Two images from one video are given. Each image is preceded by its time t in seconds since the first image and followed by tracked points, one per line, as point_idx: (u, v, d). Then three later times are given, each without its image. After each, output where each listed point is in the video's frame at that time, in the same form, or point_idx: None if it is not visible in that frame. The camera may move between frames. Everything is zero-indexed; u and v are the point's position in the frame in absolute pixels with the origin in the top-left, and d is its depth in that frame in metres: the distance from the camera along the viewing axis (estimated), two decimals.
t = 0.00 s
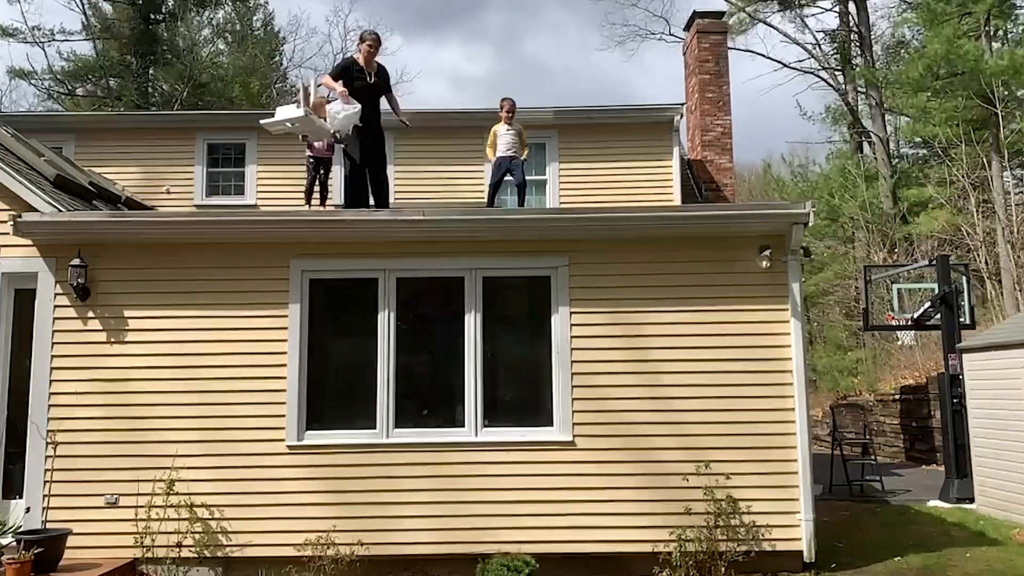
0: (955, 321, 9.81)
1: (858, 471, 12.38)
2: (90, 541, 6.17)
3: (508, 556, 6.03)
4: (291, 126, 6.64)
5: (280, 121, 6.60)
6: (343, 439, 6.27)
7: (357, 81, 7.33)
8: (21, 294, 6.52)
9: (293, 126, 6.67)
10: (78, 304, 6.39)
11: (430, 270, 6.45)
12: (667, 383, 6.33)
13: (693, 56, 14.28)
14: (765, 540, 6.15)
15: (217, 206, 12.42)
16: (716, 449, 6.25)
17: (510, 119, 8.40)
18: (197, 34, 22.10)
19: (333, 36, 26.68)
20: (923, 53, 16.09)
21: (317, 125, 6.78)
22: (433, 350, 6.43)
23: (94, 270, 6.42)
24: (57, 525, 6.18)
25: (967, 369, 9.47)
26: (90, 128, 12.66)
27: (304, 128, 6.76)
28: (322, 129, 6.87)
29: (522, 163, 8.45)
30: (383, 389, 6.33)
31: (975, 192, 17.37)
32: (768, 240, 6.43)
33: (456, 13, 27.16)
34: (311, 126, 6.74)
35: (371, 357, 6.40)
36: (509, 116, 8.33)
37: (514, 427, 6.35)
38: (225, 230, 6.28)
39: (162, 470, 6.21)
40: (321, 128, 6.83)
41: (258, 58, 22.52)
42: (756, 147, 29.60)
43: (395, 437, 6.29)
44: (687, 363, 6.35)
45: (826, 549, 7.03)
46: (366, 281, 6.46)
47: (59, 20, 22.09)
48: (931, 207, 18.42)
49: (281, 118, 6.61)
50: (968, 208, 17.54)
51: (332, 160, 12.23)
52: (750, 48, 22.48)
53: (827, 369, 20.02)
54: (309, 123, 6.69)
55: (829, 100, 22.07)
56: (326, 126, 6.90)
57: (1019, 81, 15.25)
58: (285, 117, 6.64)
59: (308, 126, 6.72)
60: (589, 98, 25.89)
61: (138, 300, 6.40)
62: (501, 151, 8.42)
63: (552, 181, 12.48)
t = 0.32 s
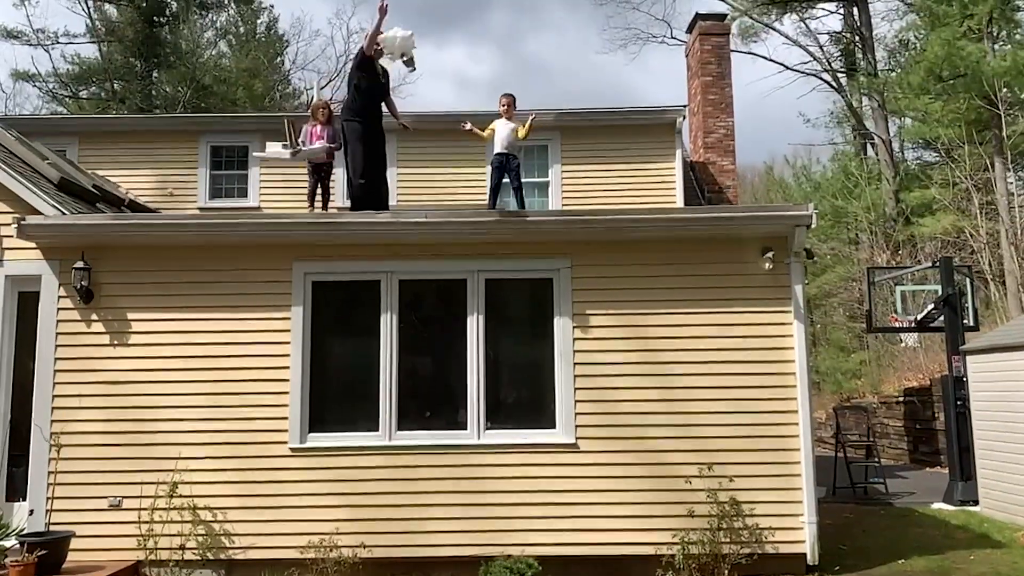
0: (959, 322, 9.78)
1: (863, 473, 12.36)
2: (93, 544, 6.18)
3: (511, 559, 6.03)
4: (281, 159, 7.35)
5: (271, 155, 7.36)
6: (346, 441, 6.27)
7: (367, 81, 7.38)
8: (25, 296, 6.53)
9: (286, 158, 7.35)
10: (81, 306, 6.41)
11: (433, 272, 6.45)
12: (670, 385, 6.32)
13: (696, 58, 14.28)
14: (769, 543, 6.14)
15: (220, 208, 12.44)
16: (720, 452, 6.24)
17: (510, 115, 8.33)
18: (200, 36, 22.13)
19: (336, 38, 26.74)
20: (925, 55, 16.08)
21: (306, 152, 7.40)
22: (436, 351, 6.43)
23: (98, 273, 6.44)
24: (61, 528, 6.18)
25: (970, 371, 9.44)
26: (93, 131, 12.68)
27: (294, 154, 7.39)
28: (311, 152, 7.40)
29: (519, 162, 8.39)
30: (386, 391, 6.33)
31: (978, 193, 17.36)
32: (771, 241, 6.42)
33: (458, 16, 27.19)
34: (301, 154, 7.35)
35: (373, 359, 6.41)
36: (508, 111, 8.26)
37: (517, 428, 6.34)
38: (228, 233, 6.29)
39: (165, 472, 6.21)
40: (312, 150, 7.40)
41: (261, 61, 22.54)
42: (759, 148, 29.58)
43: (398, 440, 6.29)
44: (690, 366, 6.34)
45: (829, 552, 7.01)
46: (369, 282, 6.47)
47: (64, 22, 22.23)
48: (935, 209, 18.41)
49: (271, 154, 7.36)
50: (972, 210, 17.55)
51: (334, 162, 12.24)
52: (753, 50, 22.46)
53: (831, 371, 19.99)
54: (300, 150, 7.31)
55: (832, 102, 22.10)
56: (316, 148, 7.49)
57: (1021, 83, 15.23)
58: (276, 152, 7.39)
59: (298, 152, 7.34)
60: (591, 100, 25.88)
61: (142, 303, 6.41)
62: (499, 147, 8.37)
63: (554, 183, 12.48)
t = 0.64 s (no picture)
0: (960, 325, 9.76)
1: (864, 475, 12.36)
2: (94, 546, 6.18)
3: (512, 562, 6.02)
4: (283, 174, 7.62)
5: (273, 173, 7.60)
6: (346, 444, 6.26)
7: (366, 82, 7.37)
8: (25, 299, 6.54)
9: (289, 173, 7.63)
10: (81, 309, 6.40)
11: (433, 274, 6.45)
12: (670, 388, 6.32)
13: (696, 61, 14.30)
14: (770, 545, 6.14)
15: (221, 211, 12.45)
16: (720, 455, 6.23)
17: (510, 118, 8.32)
18: (200, 38, 22.13)
19: (336, 40, 26.79)
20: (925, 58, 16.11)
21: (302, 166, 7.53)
22: (437, 354, 6.43)
23: (98, 275, 6.44)
24: (61, 531, 6.18)
25: (971, 374, 9.44)
26: (94, 133, 12.69)
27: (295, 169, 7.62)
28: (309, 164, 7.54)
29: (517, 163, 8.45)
30: (386, 394, 6.33)
31: (979, 196, 17.33)
32: (771, 244, 6.42)
33: (459, 19, 27.21)
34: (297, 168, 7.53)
35: (374, 361, 6.41)
36: (508, 113, 8.25)
37: (517, 431, 6.33)
38: (228, 235, 6.29)
39: (166, 475, 6.21)
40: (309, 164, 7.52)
41: (262, 63, 22.56)
42: (760, 151, 29.58)
43: (398, 442, 6.28)
44: (690, 368, 6.34)
45: (831, 554, 7.00)
46: (369, 285, 6.47)
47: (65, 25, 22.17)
48: (936, 212, 18.41)
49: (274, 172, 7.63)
50: (973, 213, 17.53)
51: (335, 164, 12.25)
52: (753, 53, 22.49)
53: (832, 373, 19.95)
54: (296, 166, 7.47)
55: (834, 104, 22.15)
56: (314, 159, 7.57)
57: (1022, 85, 15.22)
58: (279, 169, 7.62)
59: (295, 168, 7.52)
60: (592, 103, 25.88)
61: (142, 306, 6.42)
62: (499, 150, 8.40)
63: (555, 185, 12.47)
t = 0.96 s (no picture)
0: (962, 326, 9.73)
1: (865, 478, 12.35)
2: (96, 549, 6.18)
3: (514, 564, 6.02)
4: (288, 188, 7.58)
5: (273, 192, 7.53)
6: (347, 446, 6.27)
7: (366, 84, 7.37)
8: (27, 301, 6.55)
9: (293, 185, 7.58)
10: (83, 311, 6.41)
11: (434, 277, 6.46)
12: (673, 390, 6.32)
13: (697, 63, 14.30)
14: (772, 548, 6.13)
15: (222, 213, 12.46)
16: (722, 457, 6.22)
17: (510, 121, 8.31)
18: (201, 41, 22.10)
19: (338, 43, 26.84)
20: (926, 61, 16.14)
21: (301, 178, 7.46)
22: (438, 356, 6.43)
23: (99, 278, 6.44)
24: (63, 532, 6.18)
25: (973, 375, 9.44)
26: (97, 136, 12.71)
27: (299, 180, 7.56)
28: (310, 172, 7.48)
29: (518, 165, 8.45)
30: (387, 396, 6.34)
31: (980, 198, 17.31)
32: (772, 246, 6.42)
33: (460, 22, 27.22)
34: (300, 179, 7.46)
35: (375, 363, 6.40)
36: (508, 115, 8.24)
37: (518, 433, 6.33)
38: (229, 237, 6.29)
39: (168, 477, 6.21)
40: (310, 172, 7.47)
41: (263, 65, 22.57)
42: (761, 153, 29.58)
43: (399, 445, 6.29)
44: (692, 370, 6.34)
45: (833, 557, 6.99)
46: (370, 288, 6.47)
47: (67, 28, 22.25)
48: (937, 214, 18.39)
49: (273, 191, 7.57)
50: (974, 215, 17.50)
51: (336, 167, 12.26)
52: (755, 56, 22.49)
53: (834, 375, 19.88)
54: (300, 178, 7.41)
55: (835, 106, 22.19)
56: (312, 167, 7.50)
57: (1023, 86, 15.21)
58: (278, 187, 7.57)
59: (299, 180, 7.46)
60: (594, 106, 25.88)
61: (143, 308, 6.42)
62: (500, 152, 8.40)
63: (555, 188, 12.47)
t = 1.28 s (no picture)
0: (961, 329, 9.74)
1: (865, 481, 12.33)
2: (96, 551, 6.18)
3: (514, 567, 6.00)
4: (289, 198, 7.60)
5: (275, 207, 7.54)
6: (347, 449, 6.27)
7: (366, 87, 7.37)
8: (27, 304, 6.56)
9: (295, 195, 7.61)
10: (83, 314, 6.41)
11: (434, 280, 6.46)
12: (673, 393, 6.32)
13: (697, 66, 14.32)
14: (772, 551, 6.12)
15: (222, 216, 12.46)
16: (722, 460, 6.22)
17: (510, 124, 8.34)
18: (202, 44, 22.11)
19: (338, 46, 26.86)
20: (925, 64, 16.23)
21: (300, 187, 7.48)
22: (438, 359, 6.43)
23: (100, 281, 6.45)
24: (63, 535, 6.18)
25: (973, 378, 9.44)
26: (97, 139, 12.72)
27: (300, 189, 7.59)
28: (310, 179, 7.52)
29: (518, 168, 8.47)
30: (387, 399, 6.34)
31: (980, 202, 17.30)
32: (772, 249, 6.42)
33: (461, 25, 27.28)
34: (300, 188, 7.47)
35: (375, 366, 6.40)
36: (507, 119, 8.27)
37: (519, 437, 6.34)
38: (229, 241, 6.30)
39: (168, 479, 6.21)
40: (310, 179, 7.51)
41: (264, 68, 22.58)
42: (760, 157, 29.60)
43: (399, 447, 6.29)
44: (692, 373, 6.34)
45: (833, 560, 6.99)
46: (370, 290, 6.47)
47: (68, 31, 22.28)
48: (936, 217, 18.38)
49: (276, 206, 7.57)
50: (974, 218, 17.48)
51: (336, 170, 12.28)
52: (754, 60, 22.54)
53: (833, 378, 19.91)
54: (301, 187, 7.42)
55: (835, 109, 22.23)
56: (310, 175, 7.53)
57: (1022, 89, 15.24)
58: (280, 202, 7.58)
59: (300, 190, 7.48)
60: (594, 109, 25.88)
61: (143, 311, 6.42)
62: (500, 155, 8.42)
63: (556, 191, 12.48)
